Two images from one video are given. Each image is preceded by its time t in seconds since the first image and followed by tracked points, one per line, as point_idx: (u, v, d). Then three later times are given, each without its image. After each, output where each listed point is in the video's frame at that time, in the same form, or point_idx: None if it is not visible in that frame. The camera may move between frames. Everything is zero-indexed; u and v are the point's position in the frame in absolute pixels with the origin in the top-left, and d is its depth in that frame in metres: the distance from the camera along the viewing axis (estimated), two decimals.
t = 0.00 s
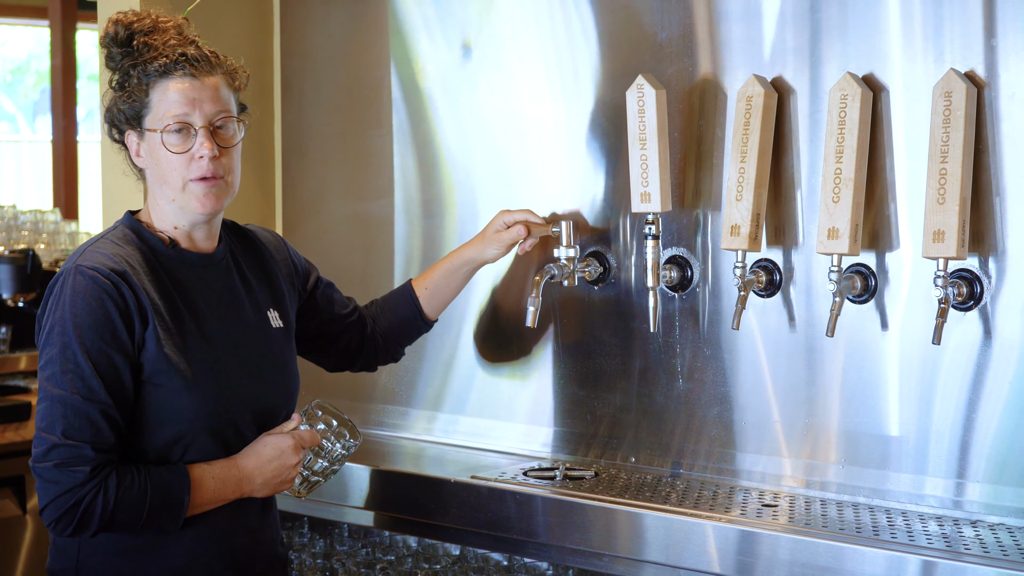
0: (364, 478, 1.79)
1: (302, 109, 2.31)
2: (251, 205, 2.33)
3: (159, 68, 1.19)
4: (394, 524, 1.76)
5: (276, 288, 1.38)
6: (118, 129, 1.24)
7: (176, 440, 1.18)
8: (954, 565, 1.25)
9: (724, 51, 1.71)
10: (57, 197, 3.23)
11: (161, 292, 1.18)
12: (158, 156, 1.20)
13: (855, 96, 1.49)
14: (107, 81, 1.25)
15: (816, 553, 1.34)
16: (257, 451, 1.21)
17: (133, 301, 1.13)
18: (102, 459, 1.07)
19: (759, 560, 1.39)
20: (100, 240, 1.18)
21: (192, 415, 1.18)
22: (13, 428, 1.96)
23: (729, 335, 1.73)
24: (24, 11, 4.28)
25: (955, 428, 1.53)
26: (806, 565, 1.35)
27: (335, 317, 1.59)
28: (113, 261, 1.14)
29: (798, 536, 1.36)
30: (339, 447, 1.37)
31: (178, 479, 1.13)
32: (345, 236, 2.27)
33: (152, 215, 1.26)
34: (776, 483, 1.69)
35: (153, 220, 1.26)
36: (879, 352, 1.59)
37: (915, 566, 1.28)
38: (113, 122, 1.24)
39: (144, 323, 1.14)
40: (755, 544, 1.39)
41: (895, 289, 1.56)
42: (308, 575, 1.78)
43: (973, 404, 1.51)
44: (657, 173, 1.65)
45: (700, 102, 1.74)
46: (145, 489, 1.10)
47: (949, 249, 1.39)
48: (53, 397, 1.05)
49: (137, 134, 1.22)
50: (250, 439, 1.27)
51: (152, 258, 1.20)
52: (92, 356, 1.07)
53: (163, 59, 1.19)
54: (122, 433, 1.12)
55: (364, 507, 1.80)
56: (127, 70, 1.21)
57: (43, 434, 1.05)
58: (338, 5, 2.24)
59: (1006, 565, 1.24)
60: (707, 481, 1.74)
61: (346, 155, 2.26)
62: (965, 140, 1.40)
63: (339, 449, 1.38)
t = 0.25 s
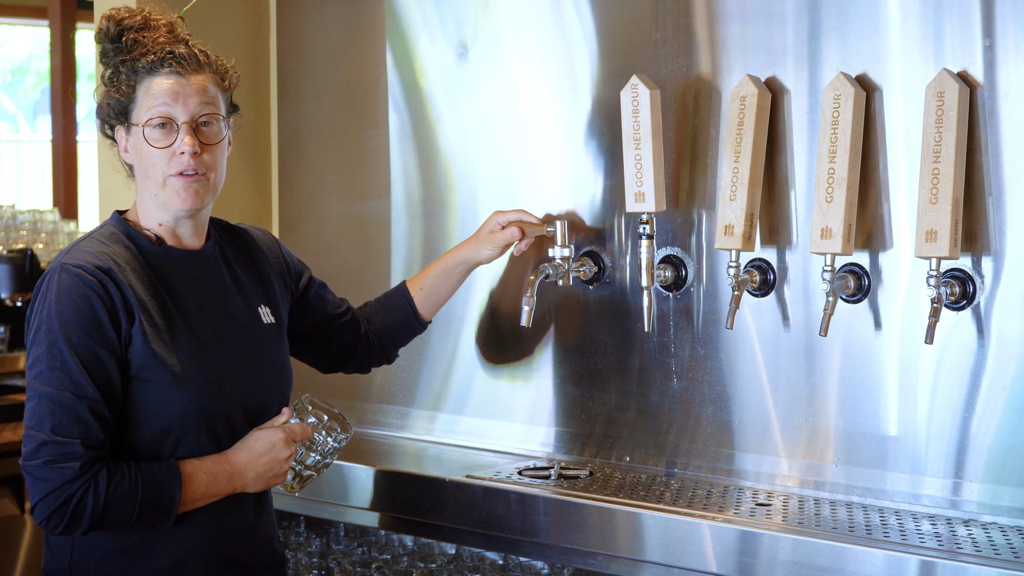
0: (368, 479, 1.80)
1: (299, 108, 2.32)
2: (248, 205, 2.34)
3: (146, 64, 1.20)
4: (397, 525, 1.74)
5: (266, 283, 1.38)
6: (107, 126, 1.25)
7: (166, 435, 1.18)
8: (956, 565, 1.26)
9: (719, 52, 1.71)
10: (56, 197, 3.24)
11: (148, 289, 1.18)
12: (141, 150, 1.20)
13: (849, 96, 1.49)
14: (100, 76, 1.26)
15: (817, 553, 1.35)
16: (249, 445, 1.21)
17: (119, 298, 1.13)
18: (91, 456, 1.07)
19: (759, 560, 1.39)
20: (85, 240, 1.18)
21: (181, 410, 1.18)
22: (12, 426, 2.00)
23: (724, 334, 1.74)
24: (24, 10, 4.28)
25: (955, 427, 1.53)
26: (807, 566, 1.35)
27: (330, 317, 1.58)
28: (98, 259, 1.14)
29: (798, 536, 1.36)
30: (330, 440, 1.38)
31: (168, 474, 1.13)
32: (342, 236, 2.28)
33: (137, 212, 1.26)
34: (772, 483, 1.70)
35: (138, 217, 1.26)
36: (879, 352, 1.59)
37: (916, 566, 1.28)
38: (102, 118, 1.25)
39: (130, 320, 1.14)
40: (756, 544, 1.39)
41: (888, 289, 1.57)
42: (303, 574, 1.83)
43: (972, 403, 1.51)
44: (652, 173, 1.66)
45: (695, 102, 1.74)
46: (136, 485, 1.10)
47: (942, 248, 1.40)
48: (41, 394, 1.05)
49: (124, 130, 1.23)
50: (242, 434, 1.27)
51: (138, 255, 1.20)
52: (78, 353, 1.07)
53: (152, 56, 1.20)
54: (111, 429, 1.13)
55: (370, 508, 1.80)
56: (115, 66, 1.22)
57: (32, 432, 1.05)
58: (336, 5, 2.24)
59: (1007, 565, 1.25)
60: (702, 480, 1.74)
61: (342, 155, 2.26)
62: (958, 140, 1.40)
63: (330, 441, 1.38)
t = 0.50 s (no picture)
0: (377, 481, 1.80)
1: (300, 109, 2.32)
2: (249, 206, 2.34)
3: (145, 65, 1.20)
4: (401, 525, 1.76)
5: (264, 283, 1.38)
6: (105, 125, 1.25)
7: (163, 437, 1.19)
8: (961, 566, 1.26)
9: (719, 53, 1.72)
10: (58, 198, 3.25)
11: (143, 290, 1.19)
12: (141, 152, 1.20)
13: (847, 97, 1.50)
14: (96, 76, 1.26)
15: (821, 555, 1.35)
16: (250, 455, 1.20)
17: (114, 298, 1.14)
18: (84, 457, 1.07)
19: (763, 560, 1.39)
20: (81, 241, 1.19)
21: (177, 411, 1.19)
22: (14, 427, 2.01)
23: (724, 335, 1.74)
24: (23, 8, 3.86)
25: (957, 428, 1.53)
26: (812, 567, 1.35)
27: (329, 318, 1.58)
28: (93, 260, 1.15)
29: (802, 537, 1.37)
30: (337, 445, 1.36)
31: (164, 479, 1.14)
32: (342, 236, 2.28)
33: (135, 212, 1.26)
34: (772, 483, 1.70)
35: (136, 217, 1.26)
36: (880, 352, 1.59)
37: (919, 566, 1.28)
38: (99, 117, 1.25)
39: (125, 320, 1.14)
40: (759, 545, 1.39)
41: (886, 290, 1.57)
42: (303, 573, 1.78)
43: (974, 404, 1.51)
44: (651, 174, 1.66)
45: (694, 103, 1.75)
46: (129, 488, 1.10)
47: (940, 249, 1.40)
48: (34, 395, 1.05)
49: (122, 130, 1.23)
50: (241, 438, 1.28)
51: (135, 256, 1.21)
52: (72, 354, 1.08)
53: (151, 56, 1.20)
54: (106, 429, 1.13)
55: (380, 510, 1.80)
56: (114, 66, 1.22)
57: (26, 433, 1.06)
58: (336, 6, 2.25)
59: (1010, 566, 1.25)
60: (702, 481, 1.75)
61: (343, 155, 2.26)
62: (956, 142, 1.40)
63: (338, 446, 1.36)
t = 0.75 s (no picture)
0: (385, 481, 1.80)
1: (309, 110, 2.33)
2: (257, 207, 2.35)
3: (157, 70, 1.20)
4: (410, 526, 1.76)
5: (271, 285, 1.39)
6: (113, 128, 1.25)
7: (172, 439, 1.20)
8: (969, 567, 1.26)
9: (727, 54, 1.72)
10: (67, 198, 3.28)
11: (150, 291, 1.20)
12: (153, 158, 1.21)
13: (854, 98, 1.50)
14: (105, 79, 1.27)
15: (830, 555, 1.35)
16: (259, 455, 1.21)
17: (122, 300, 1.14)
18: (91, 459, 1.08)
19: (771, 561, 1.39)
20: (89, 242, 1.20)
21: (186, 412, 1.20)
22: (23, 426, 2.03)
23: (731, 336, 1.74)
24: (29, 9, 4.21)
25: (965, 429, 1.53)
26: (820, 568, 1.36)
27: (337, 318, 1.59)
28: (101, 261, 1.16)
29: (810, 538, 1.37)
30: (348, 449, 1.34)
31: (172, 480, 1.14)
32: (349, 237, 2.29)
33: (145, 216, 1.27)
34: (780, 484, 1.70)
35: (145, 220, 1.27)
36: (889, 353, 1.59)
37: (928, 568, 1.28)
38: (108, 120, 1.25)
39: (133, 322, 1.15)
40: (768, 546, 1.40)
41: (893, 291, 1.57)
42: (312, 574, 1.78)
43: (982, 405, 1.51)
44: (658, 175, 1.67)
45: (701, 104, 1.75)
46: (136, 490, 1.11)
47: (947, 250, 1.40)
48: (43, 397, 1.06)
49: (134, 134, 1.23)
50: (249, 440, 1.28)
51: (144, 258, 1.22)
52: (80, 356, 1.09)
53: (162, 61, 1.21)
54: (115, 431, 1.14)
55: (388, 511, 1.81)
56: (125, 71, 1.22)
57: (34, 435, 1.07)
58: (344, 9, 2.26)
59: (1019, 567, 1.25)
60: (710, 481, 1.75)
61: (350, 157, 2.27)
62: (963, 143, 1.40)
63: (352, 449, 1.34)
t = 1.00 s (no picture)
0: (396, 481, 1.81)
1: (322, 111, 2.35)
2: (271, 208, 2.37)
3: (164, 68, 1.22)
4: (422, 526, 1.76)
5: (287, 284, 1.40)
6: (123, 129, 1.27)
7: (190, 436, 1.21)
8: (984, 568, 1.25)
9: (741, 55, 1.72)
10: (82, 198, 3.32)
11: (168, 290, 1.21)
12: (164, 153, 1.22)
13: (867, 99, 1.49)
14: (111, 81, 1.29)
15: (845, 556, 1.35)
16: (275, 453, 1.22)
17: (140, 298, 1.16)
18: (113, 456, 1.10)
19: (786, 562, 1.40)
20: (106, 241, 1.21)
21: (203, 410, 1.21)
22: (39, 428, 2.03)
23: (745, 336, 1.74)
24: (41, 10, 4.74)
25: (979, 430, 1.52)
26: (835, 569, 1.35)
27: (346, 319, 1.60)
28: (119, 260, 1.17)
29: (825, 539, 1.36)
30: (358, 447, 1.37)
31: (191, 477, 1.16)
32: (363, 238, 2.30)
33: (158, 213, 1.28)
34: (794, 485, 1.70)
35: (159, 217, 1.28)
36: (903, 354, 1.59)
37: (943, 569, 1.28)
38: (118, 121, 1.27)
39: (152, 320, 1.17)
40: (782, 546, 1.40)
41: (906, 292, 1.57)
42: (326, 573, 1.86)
43: (997, 406, 1.50)
44: (671, 175, 1.67)
45: (714, 105, 1.75)
46: (157, 486, 1.13)
47: (960, 251, 1.39)
48: (63, 394, 1.07)
49: (143, 133, 1.25)
50: (265, 438, 1.29)
51: (162, 257, 1.24)
52: (100, 354, 1.10)
53: (169, 59, 1.22)
54: (134, 427, 1.15)
55: (398, 510, 1.81)
56: (132, 70, 1.24)
57: (55, 432, 1.08)
58: (356, 10, 2.27)
59: None
60: (723, 482, 1.75)
61: (364, 157, 2.29)
62: (976, 143, 1.40)
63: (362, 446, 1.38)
